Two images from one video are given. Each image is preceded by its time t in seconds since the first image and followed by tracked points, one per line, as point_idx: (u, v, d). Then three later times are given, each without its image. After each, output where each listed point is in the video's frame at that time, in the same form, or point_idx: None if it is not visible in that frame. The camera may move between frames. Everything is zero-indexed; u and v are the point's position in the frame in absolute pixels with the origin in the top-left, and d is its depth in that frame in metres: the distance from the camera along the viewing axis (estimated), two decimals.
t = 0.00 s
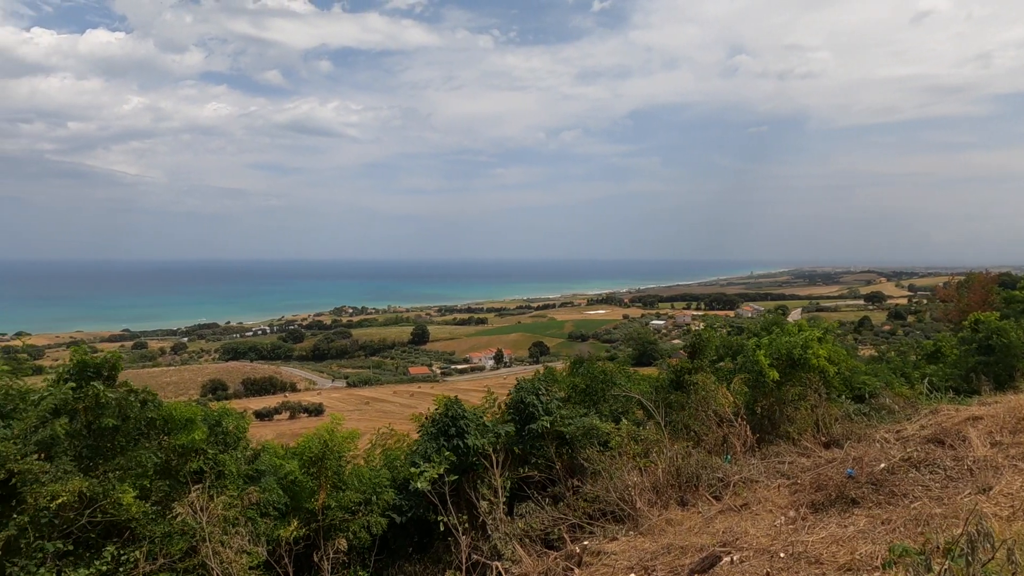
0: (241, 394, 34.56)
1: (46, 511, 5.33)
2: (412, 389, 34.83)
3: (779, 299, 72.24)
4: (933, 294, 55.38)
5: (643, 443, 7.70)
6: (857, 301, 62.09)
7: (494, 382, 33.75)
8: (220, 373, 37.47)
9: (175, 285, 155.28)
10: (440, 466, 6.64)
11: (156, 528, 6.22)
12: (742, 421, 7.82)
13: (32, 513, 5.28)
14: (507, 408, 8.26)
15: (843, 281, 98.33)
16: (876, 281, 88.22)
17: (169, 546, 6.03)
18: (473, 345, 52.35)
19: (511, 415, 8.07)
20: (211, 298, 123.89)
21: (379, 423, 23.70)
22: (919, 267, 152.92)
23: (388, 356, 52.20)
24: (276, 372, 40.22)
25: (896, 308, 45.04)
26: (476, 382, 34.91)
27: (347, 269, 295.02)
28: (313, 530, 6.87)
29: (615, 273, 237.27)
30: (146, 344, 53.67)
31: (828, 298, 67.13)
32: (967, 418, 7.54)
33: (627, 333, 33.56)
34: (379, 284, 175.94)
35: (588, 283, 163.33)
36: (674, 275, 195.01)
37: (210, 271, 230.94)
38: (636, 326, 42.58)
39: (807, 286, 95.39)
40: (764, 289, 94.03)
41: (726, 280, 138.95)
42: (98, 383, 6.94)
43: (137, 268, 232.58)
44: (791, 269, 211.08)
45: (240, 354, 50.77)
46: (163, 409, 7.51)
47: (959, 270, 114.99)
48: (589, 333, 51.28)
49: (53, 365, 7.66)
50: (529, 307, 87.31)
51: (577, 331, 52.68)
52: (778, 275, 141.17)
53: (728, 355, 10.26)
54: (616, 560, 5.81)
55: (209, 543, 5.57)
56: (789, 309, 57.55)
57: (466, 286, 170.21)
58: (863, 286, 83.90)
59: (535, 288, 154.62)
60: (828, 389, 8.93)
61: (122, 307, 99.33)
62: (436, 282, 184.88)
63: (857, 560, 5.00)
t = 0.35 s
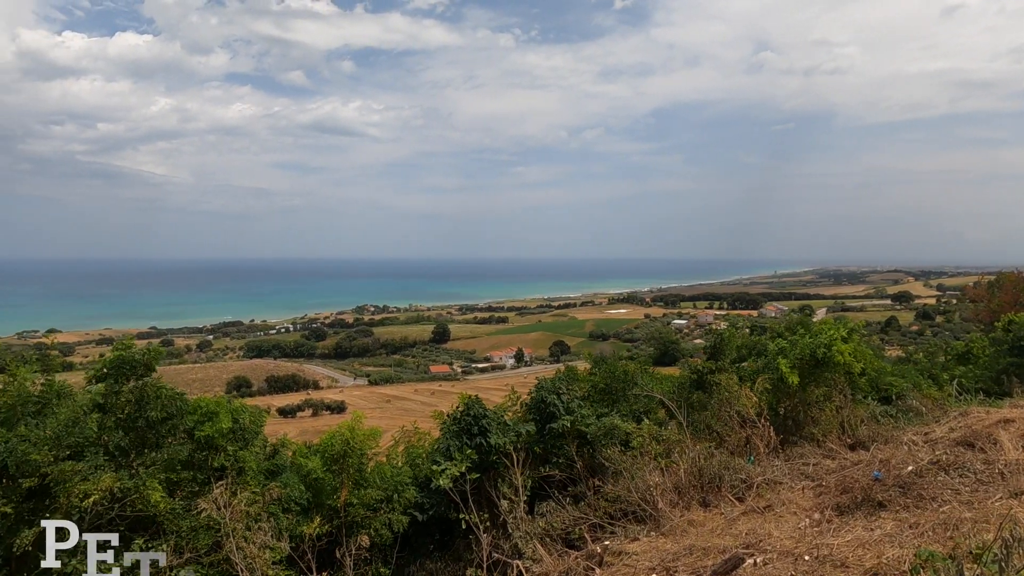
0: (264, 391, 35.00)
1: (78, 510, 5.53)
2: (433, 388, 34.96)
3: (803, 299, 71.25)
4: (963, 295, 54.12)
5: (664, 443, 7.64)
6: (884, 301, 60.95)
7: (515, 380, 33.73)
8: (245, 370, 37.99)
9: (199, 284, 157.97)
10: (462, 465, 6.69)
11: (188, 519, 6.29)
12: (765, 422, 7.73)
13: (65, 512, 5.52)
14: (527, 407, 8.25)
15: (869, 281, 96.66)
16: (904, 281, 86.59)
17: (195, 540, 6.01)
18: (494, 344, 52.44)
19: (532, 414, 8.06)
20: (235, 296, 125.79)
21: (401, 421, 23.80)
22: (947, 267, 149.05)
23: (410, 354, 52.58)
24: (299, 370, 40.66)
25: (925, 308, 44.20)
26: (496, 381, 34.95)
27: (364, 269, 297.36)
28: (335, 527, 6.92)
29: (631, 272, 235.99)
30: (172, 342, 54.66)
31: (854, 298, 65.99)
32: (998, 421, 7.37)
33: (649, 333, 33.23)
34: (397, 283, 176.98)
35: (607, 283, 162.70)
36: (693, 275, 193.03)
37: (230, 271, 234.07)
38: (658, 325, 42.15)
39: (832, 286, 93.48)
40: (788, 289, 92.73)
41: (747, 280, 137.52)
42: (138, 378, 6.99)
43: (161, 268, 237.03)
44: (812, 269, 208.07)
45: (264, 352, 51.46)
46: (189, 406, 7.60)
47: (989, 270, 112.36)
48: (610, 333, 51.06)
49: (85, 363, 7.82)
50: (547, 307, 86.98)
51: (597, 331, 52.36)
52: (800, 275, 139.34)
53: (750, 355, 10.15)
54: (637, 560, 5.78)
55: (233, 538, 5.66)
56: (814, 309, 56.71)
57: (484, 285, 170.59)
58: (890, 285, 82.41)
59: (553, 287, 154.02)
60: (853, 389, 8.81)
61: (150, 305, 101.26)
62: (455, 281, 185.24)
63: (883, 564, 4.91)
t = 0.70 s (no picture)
0: (287, 388, 35.43)
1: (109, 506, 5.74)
2: (454, 386, 35.06)
3: (828, 298, 70.16)
4: (995, 294, 52.91)
5: (686, 443, 7.60)
6: (912, 301, 59.76)
7: (536, 379, 33.70)
8: (268, 368, 38.51)
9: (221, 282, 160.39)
10: (483, 463, 6.70)
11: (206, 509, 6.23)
12: (789, 423, 7.63)
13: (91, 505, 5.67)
14: (549, 406, 8.23)
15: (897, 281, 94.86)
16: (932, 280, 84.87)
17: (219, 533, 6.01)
18: (514, 343, 52.51)
19: (553, 413, 8.07)
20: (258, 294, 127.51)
21: (424, 419, 23.89)
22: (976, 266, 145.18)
23: (431, 352, 52.89)
24: (321, 368, 41.09)
25: (955, 308, 43.29)
26: (517, 380, 34.95)
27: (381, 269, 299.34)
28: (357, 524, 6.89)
29: (648, 272, 234.51)
30: (198, 339, 55.66)
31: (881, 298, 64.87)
32: None
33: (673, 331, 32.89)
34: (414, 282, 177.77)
35: (624, 282, 161.97)
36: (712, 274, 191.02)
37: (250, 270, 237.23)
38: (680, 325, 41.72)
39: (861, 285, 91.76)
40: (813, 288, 91.48)
41: (768, 279, 136.02)
42: (161, 375, 7.29)
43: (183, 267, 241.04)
44: (834, 268, 204.84)
45: (287, 349, 52.15)
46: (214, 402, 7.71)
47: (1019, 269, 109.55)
48: (631, 332, 50.79)
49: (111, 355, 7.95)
50: (566, 306, 86.59)
51: (617, 330, 52.08)
52: (822, 274, 137.46)
53: (774, 355, 10.07)
54: (658, 561, 5.74)
55: (257, 531, 5.73)
56: (839, 308, 55.78)
57: (501, 283, 170.79)
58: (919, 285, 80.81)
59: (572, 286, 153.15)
60: (879, 390, 8.72)
61: (179, 303, 103.11)
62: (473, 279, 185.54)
63: (910, 569, 4.81)
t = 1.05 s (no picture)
0: (308, 385, 35.75)
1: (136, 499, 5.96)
2: (473, 384, 35.08)
3: (853, 297, 68.95)
4: None
5: (707, 443, 7.54)
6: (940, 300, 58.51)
7: (556, 378, 33.61)
8: (291, 365, 38.94)
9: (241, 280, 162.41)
10: (503, 461, 6.72)
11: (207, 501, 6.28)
12: (812, 423, 7.54)
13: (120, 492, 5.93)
14: (571, 405, 8.26)
15: (924, 280, 93.00)
16: (961, 280, 83.03)
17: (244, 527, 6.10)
18: (533, 341, 52.46)
19: (574, 412, 8.08)
20: (278, 292, 128.86)
21: (443, 417, 23.99)
22: (1004, 266, 141.43)
23: (450, 350, 53.06)
24: (342, 365, 41.43)
25: (984, 308, 42.28)
26: (536, 378, 34.89)
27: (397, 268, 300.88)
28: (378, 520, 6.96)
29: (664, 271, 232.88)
30: (221, 336, 56.44)
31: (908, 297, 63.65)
32: None
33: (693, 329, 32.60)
34: (430, 280, 178.30)
35: (642, 280, 161.04)
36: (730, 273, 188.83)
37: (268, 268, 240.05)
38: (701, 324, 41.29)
39: (885, 284, 90.13)
40: (836, 287, 90.12)
41: (788, 278, 134.42)
42: (182, 368, 7.39)
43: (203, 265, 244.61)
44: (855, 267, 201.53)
45: (309, 347, 52.69)
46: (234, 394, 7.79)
47: None
48: (651, 331, 50.42)
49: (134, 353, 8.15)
50: (584, 304, 86.19)
51: (637, 329, 51.78)
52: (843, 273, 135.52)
53: (796, 354, 10.02)
54: (679, 561, 5.69)
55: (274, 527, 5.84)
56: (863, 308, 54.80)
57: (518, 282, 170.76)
58: (946, 284, 79.09)
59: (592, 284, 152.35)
60: (905, 391, 8.64)
61: (205, 301, 104.89)
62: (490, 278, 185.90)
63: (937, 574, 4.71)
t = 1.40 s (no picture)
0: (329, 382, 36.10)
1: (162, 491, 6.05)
2: (493, 382, 35.16)
3: (878, 297, 67.84)
4: None
5: (728, 442, 7.47)
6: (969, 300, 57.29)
7: (576, 376, 33.52)
8: (312, 363, 39.36)
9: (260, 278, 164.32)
10: (523, 459, 6.72)
11: (208, 502, 6.27)
12: (835, 423, 7.44)
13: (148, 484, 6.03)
14: (590, 404, 8.25)
15: (951, 279, 91.22)
16: (990, 279, 81.22)
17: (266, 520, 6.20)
18: (553, 340, 52.39)
19: (593, 411, 8.07)
20: (298, 290, 130.14)
21: (462, 415, 24.08)
22: None
23: (470, 348, 53.24)
24: (362, 363, 41.76)
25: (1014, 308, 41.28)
26: (555, 377, 34.85)
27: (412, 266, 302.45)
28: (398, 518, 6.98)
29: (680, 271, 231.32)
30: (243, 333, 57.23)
31: (935, 297, 62.42)
32: None
33: (715, 327, 32.20)
34: (446, 279, 178.74)
35: (659, 279, 160.17)
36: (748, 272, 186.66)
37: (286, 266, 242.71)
38: (723, 323, 40.81)
39: (911, 283, 88.53)
40: (860, 286, 88.73)
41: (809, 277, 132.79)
42: (201, 362, 7.41)
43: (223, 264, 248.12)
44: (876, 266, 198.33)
45: (330, 344, 53.22)
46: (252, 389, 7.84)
47: None
48: (671, 329, 50.07)
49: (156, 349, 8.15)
50: (603, 303, 85.74)
51: (657, 327, 51.45)
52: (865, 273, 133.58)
53: (819, 354, 9.93)
54: (700, 562, 5.64)
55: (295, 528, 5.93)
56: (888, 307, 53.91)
57: (534, 280, 170.80)
58: (975, 284, 77.44)
59: (611, 283, 151.51)
60: (932, 392, 8.51)
61: (229, 298, 106.59)
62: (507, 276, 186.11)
63: None
